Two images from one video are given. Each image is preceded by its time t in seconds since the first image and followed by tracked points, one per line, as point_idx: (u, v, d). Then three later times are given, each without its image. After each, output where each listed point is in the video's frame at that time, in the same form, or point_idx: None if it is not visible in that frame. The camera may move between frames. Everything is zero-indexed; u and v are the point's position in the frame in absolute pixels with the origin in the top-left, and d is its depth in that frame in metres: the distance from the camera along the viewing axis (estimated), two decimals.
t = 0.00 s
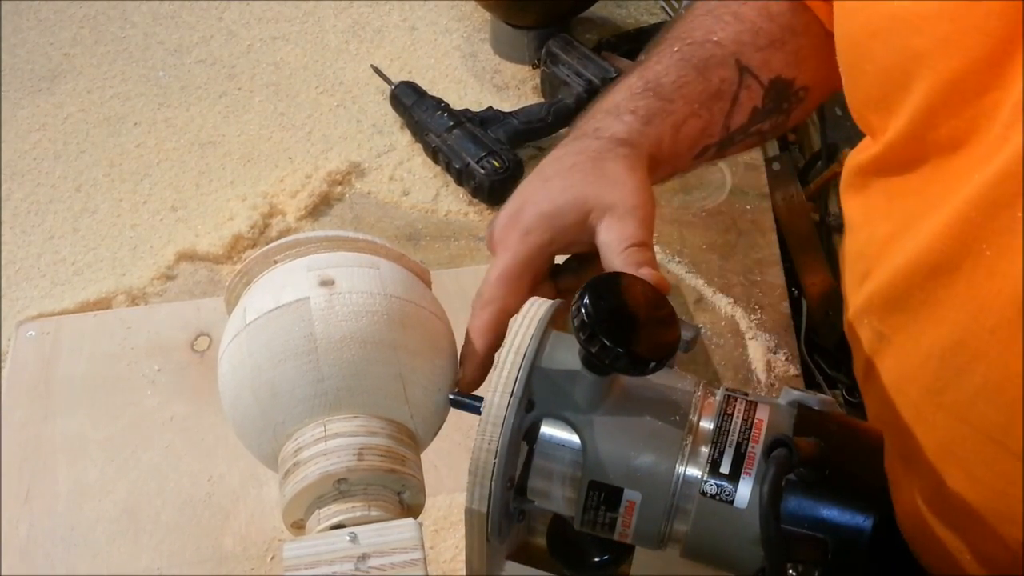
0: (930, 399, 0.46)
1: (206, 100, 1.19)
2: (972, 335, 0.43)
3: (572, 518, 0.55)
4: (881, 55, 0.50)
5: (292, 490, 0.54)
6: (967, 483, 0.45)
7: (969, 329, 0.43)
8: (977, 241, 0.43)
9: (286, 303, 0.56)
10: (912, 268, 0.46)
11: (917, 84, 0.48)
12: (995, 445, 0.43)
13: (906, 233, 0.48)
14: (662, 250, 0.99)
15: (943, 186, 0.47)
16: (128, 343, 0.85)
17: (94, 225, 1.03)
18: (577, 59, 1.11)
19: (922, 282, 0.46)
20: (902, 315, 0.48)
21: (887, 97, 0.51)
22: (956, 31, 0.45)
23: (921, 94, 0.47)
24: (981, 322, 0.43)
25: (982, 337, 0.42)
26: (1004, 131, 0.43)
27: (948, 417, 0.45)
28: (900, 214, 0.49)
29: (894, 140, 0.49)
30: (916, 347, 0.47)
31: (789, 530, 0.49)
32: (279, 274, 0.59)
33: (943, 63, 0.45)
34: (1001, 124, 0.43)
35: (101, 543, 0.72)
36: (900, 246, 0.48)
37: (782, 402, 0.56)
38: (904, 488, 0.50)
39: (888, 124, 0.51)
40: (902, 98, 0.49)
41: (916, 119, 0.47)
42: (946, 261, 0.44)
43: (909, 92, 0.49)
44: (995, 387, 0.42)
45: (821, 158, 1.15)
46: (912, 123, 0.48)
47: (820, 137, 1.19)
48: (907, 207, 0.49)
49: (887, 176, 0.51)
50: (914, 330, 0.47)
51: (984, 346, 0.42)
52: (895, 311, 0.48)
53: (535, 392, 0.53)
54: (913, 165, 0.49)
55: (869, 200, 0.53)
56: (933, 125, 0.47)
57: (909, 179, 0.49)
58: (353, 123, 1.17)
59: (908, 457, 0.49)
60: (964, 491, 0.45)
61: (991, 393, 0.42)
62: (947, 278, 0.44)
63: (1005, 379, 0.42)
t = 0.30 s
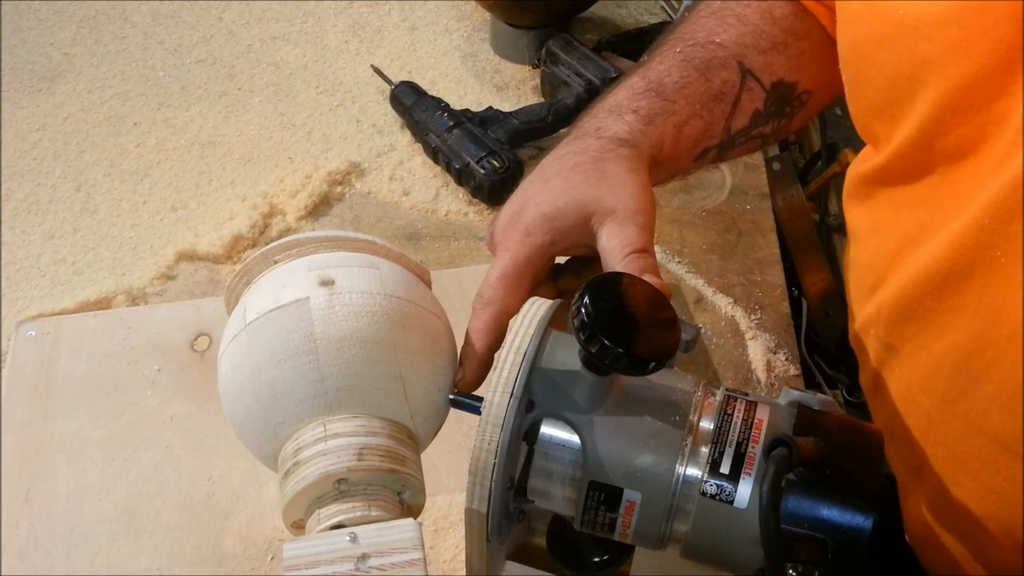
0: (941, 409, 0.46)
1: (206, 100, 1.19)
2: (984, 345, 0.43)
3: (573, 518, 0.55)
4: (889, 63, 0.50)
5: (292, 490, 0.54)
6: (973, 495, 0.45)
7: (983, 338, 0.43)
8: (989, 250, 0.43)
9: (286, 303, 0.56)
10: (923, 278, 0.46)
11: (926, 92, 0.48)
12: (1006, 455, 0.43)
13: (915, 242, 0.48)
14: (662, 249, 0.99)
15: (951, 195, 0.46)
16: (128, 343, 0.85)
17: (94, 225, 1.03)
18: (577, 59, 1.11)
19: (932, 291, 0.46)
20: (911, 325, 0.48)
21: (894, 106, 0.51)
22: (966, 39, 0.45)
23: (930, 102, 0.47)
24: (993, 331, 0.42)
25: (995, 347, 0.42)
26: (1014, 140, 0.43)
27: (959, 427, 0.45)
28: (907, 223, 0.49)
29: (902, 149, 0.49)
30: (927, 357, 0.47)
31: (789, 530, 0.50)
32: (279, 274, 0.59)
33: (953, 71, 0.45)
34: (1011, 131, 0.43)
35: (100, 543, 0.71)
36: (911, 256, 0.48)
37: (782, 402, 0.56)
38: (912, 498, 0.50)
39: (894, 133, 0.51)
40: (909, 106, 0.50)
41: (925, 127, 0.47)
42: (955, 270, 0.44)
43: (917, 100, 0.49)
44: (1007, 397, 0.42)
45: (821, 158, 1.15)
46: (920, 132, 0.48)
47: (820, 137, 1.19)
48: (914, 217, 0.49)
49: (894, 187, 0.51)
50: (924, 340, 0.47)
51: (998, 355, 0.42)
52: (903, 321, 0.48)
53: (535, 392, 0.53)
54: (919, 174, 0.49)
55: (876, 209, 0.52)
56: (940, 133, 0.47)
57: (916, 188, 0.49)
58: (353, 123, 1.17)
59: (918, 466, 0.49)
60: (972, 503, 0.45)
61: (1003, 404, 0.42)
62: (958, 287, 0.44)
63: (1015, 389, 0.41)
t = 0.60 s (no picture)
0: (947, 413, 0.46)
1: (205, 100, 1.19)
2: (991, 351, 0.43)
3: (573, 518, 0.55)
4: (893, 67, 0.50)
5: (292, 490, 0.54)
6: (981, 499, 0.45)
7: (988, 344, 0.43)
8: (994, 255, 0.43)
9: (285, 304, 0.56)
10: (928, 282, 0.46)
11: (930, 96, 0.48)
12: (1012, 460, 0.43)
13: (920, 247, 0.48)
14: (662, 250, 0.99)
15: (955, 199, 0.46)
16: (128, 343, 0.85)
17: (94, 225, 1.03)
18: (577, 60, 1.11)
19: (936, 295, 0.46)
20: (916, 329, 0.48)
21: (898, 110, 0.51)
22: (971, 43, 0.45)
23: (934, 106, 0.47)
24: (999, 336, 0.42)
25: (1001, 352, 0.42)
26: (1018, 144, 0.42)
27: (965, 431, 0.45)
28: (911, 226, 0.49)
29: (905, 153, 0.49)
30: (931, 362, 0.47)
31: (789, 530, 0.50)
32: (279, 274, 0.59)
33: (958, 76, 0.45)
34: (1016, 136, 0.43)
35: (100, 543, 0.72)
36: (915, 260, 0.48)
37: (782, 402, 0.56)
38: (918, 501, 0.50)
39: (898, 136, 0.51)
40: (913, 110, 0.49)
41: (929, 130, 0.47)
42: (961, 274, 0.44)
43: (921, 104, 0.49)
44: (1013, 403, 0.42)
45: (821, 158, 1.15)
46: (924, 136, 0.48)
47: (820, 137, 1.19)
48: (919, 221, 0.49)
49: (897, 190, 0.51)
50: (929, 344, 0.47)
51: (1004, 360, 0.42)
52: (908, 325, 0.48)
53: (535, 392, 0.53)
54: (923, 178, 0.49)
55: (879, 213, 0.52)
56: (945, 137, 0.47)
57: (919, 192, 0.49)
58: (353, 124, 1.17)
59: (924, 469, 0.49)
60: (978, 507, 0.45)
61: (1009, 410, 0.42)
62: (963, 292, 0.44)
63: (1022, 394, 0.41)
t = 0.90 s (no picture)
0: (948, 415, 0.46)
1: (205, 101, 1.19)
2: (991, 352, 0.43)
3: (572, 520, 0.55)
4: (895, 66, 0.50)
5: (292, 490, 0.54)
6: (984, 501, 0.45)
7: (988, 346, 0.43)
8: (994, 257, 0.43)
9: (286, 303, 0.56)
10: (931, 285, 0.46)
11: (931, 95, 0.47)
12: (1012, 462, 0.43)
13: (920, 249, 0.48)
14: (662, 250, 0.99)
15: (957, 200, 0.46)
16: (128, 343, 0.85)
17: (94, 225, 1.03)
18: (577, 60, 1.11)
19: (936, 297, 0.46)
20: (917, 329, 0.48)
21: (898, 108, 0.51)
22: (974, 43, 0.45)
23: (935, 106, 0.47)
24: (999, 340, 0.42)
25: (1003, 354, 0.42)
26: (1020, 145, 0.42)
27: (963, 431, 0.45)
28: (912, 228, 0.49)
29: (906, 153, 0.49)
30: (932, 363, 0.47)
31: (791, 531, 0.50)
32: (279, 274, 0.59)
33: (961, 76, 0.45)
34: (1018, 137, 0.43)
35: (100, 543, 0.72)
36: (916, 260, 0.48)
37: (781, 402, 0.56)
38: (918, 500, 0.51)
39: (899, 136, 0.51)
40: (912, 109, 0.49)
41: (931, 130, 0.47)
42: (961, 278, 0.44)
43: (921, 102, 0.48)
44: (1013, 405, 0.42)
45: (821, 158, 1.15)
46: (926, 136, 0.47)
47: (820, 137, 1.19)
48: (920, 221, 0.48)
49: (898, 189, 0.51)
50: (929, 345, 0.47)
51: (1004, 362, 0.42)
52: (909, 326, 0.48)
53: (535, 392, 0.53)
54: (924, 178, 0.49)
55: (880, 212, 0.52)
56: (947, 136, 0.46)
57: (920, 192, 0.49)
58: (353, 124, 1.17)
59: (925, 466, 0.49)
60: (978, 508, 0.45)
61: (1008, 411, 0.42)
62: (963, 293, 0.44)
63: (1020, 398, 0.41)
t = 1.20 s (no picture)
0: (928, 410, 0.44)
1: (204, 101, 1.19)
2: (960, 347, 0.41)
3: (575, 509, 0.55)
4: (892, 38, 0.48)
5: (291, 489, 0.54)
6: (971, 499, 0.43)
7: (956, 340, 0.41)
8: (965, 248, 0.41)
9: (284, 303, 0.56)
10: (913, 274, 0.44)
11: (920, 71, 0.45)
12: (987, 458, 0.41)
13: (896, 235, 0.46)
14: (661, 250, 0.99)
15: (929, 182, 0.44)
16: (126, 343, 0.85)
17: (92, 225, 1.03)
18: (575, 60, 1.11)
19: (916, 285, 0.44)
20: (898, 317, 0.46)
21: (882, 82, 0.48)
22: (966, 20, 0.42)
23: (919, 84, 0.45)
24: (974, 339, 0.40)
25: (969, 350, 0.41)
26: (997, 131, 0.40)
27: (938, 426, 0.44)
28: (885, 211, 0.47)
29: (887, 132, 0.47)
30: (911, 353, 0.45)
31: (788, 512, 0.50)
32: (278, 274, 0.59)
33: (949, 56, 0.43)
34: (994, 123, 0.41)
35: (98, 543, 0.72)
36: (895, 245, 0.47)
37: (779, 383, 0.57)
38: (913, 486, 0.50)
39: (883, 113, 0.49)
40: (896, 85, 0.47)
41: (916, 111, 0.45)
42: (942, 271, 0.42)
43: (908, 77, 0.46)
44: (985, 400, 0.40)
45: (820, 158, 1.16)
46: (909, 117, 0.45)
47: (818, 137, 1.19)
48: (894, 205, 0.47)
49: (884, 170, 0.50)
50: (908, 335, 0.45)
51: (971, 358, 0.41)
52: (889, 312, 0.47)
53: (538, 384, 0.53)
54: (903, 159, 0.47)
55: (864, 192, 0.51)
56: (929, 118, 0.44)
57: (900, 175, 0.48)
58: (351, 124, 1.17)
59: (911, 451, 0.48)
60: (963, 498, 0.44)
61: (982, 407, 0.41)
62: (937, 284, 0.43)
63: (998, 400, 0.40)
